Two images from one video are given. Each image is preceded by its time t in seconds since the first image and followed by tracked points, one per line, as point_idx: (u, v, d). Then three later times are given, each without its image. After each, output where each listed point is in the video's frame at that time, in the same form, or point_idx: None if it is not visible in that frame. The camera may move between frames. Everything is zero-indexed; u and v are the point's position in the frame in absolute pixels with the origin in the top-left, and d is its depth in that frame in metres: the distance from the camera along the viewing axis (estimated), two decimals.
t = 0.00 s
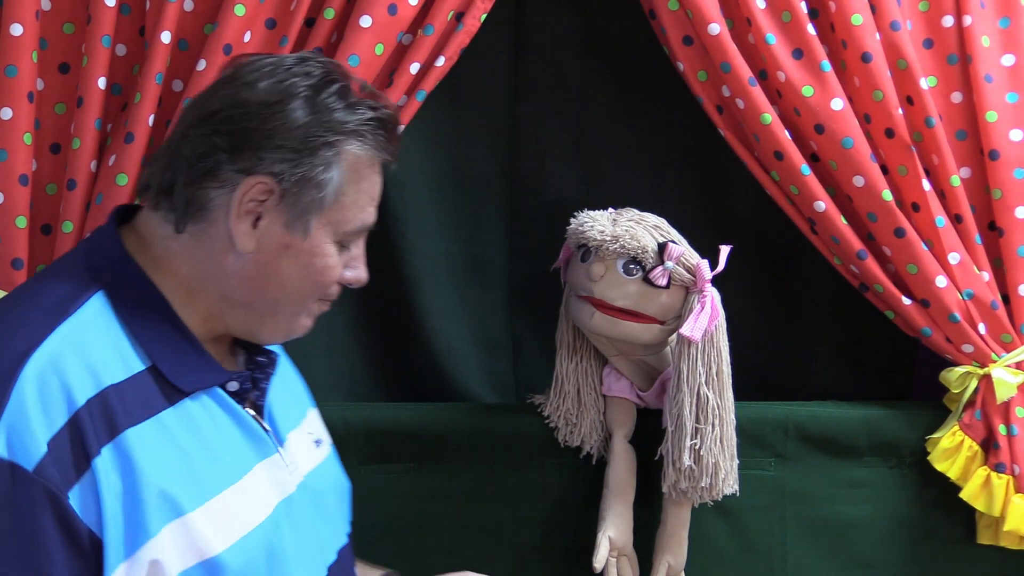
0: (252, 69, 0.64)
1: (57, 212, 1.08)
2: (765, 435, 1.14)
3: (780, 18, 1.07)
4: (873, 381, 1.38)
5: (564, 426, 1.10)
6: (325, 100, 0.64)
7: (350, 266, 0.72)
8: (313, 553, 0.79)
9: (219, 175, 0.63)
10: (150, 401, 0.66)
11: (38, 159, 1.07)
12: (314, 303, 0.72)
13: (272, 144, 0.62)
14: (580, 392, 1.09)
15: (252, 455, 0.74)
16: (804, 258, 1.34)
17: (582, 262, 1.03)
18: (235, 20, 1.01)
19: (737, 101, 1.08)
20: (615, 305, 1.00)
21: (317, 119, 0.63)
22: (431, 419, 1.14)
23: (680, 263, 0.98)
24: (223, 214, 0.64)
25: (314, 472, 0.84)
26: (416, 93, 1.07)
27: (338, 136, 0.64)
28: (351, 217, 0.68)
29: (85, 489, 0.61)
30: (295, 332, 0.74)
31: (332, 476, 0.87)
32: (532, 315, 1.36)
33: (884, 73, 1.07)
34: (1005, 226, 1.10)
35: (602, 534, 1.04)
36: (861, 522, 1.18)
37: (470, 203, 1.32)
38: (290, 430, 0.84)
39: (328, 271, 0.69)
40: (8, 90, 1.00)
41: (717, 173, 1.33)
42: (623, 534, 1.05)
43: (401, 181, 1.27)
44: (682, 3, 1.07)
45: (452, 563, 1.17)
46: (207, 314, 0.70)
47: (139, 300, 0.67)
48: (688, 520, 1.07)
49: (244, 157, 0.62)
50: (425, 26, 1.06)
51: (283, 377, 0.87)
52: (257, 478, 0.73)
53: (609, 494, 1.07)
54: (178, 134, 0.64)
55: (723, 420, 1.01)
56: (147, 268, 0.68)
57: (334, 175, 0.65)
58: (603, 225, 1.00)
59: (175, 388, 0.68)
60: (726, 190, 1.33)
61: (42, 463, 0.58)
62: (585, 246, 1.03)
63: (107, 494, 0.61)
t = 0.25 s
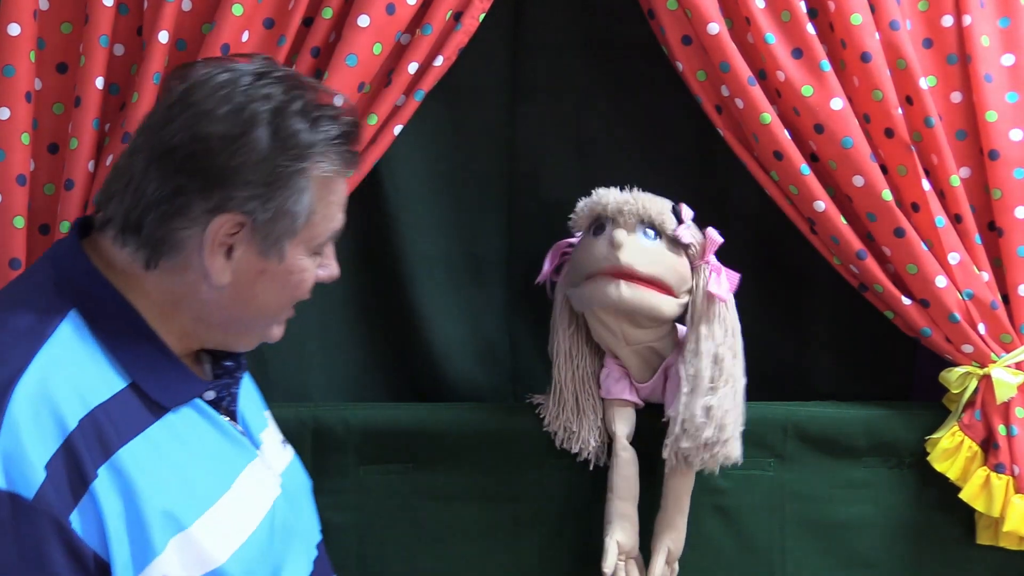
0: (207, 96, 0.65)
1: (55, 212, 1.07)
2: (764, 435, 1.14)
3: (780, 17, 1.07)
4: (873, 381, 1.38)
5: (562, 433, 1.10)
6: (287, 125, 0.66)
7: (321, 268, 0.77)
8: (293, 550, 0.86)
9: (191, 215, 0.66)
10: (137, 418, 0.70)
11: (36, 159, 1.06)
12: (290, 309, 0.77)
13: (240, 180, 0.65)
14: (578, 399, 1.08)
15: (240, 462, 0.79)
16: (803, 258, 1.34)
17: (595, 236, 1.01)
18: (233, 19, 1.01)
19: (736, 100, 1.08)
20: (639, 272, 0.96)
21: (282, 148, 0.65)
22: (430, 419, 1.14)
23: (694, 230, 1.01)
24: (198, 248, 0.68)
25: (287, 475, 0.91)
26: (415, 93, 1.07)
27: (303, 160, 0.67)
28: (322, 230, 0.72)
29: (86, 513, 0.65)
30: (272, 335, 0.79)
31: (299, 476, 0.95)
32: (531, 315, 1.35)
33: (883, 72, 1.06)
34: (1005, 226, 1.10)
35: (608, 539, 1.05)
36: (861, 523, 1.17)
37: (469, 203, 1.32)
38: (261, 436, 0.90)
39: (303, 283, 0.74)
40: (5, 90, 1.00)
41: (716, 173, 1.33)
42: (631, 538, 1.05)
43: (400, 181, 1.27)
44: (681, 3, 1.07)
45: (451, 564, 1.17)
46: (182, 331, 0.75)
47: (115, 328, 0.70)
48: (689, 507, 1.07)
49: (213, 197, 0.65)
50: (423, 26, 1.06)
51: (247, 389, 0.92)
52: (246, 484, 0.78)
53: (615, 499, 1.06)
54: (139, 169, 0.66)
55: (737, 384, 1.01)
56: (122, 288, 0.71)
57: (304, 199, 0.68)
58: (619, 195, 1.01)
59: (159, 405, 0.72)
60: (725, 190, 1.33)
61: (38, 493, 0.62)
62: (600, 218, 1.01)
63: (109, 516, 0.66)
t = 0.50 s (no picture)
0: (145, 83, 0.66)
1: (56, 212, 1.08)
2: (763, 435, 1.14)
3: (779, 18, 1.07)
4: (873, 380, 1.38)
5: (567, 447, 1.09)
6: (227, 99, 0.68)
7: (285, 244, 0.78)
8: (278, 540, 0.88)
9: (145, 200, 0.67)
10: (106, 421, 0.70)
11: (37, 159, 1.07)
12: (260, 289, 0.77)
13: (190, 156, 0.66)
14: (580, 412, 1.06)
15: (214, 461, 0.80)
16: (803, 258, 1.34)
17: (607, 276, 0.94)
18: (234, 20, 1.01)
19: (736, 101, 1.08)
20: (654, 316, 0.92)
21: (226, 120, 0.67)
22: (430, 419, 1.15)
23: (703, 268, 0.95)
24: (159, 235, 0.69)
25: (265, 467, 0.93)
26: (415, 93, 1.07)
27: (249, 131, 0.69)
28: (280, 202, 0.73)
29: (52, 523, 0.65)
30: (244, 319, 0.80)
31: (279, 470, 0.96)
32: (532, 315, 1.36)
33: (883, 73, 1.06)
34: (1005, 226, 1.10)
35: (613, 546, 1.05)
36: (860, 522, 1.18)
37: (469, 202, 1.32)
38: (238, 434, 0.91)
39: (269, 258, 0.75)
40: (7, 91, 1.00)
41: (717, 173, 1.33)
42: (633, 543, 1.06)
43: (401, 181, 1.27)
44: (681, 3, 1.07)
45: (452, 562, 1.17)
46: (149, 326, 0.75)
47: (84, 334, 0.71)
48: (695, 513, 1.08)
49: (166, 181, 0.66)
50: (424, 26, 1.06)
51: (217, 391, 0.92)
52: (222, 483, 0.79)
53: (616, 505, 1.07)
54: (87, 165, 0.67)
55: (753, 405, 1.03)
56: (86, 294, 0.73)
57: (256, 169, 0.70)
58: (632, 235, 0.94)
59: (129, 404, 0.72)
60: (725, 190, 1.33)
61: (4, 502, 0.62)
62: (609, 271, 0.94)
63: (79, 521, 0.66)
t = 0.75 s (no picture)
0: (109, 78, 0.69)
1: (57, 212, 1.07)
2: (764, 435, 1.14)
3: (781, 18, 1.07)
4: (874, 381, 1.38)
5: (567, 434, 1.09)
6: (190, 83, 0.70)
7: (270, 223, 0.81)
8: (274, 541, 0.87)
9: (124, 193, 0.70)
10: (89, 424, 0.73)
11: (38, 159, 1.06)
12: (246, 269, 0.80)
13: (162, 146, 0.69)
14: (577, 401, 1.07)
15: (206, 459, 0.81)
16: (805, 258, 1.34)
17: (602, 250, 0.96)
18: (236, 20, 1.01)
19: (738, 101, 1.08)
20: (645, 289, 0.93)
21: (192, 106, 0.70)
22: (432, 419, 1.14)
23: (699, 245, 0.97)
24: (140, 225, 0.72)
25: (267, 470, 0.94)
26: (417, 93, 1.07)
27: (215, 114, 0.71)
28: (255, 180, 0.76)
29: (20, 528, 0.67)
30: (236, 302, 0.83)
31: (283, 472, 0.97)
32: (532, 315, 1.36)
33: (885, 72, 1.06)
34: (1006, 226, 1.10)
35: (613, 539, 1.05)
36: (862, 522, 1.17)
37: (470, 203, 1.32)
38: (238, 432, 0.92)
39: (253, 237, 0.78)
40: (9, 91, 1.00)
41: (718, 173, 1.33)
42: (634, 538, 1.05)
43: (402, 181, 1.27)
44: (683, 3, 1.07)
45: (453, 563, 1.17)
46: (139, 321, 0.78)
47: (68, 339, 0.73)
48: (692, 509, 1.08)
49: (142, 170, 0.69)
50: (425, 26, 1.06)
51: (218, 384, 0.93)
52: (212, 480, 0.81)
53: (619, 499, 1.06)
54: (63, 164, 0.70)
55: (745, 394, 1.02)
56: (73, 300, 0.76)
57: (228, 151, 0.73)
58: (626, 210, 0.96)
59: (114, 405, 0.74)
60: (725, 191, 1.33)
61: None
62: (605, 235, 0.96)
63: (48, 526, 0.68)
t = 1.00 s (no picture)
0: (115, 82, 0.69)
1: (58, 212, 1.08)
2: (765, 435, 1.15)
3: (781, 18, 1.08)
4: (874, 380, 1.39)
5: (567, 443, 1.09)
6: (195, 85, 0.69)
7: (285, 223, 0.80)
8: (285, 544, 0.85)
9: (132, 197, 0.69)
10: (90, 421, 0.72)
11: (39, 160, 1.07)
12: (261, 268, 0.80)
13: (168, 148, 0.68)
14: (581, 408, 1.06)
15: (217, 459, 0.80)
16: (805, 257, 1.34)
17: (600, 273, 0.97)
18: (237, 20, 1.01)
19: (737, 101, 1.08)
20: (644, 310, 0.95)
21: (199, 108, 0.69)
22: (432, 419, 1.15)
23: (697, 260, 0.98)
24: (149, 229, 0.72)
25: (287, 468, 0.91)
26: (418, 93, 1.07)
27: (223, 116, 0.70)
28: (267, 181, 0.75)
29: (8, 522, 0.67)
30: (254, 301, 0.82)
31: (309, 472, 0.94)
32: (533, 315, 1.36)
33: (885, 73, 1.07)
34: (1006, 226, 1.11)
35: (613, 542, 1.05)
36: (862, 522, 1.18)
37: (471, 203, 1.32)
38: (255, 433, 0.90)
39: (265, 239, 0.77)
40: (10, 91, 1.00)
41: (718, 173, 1.33)
42: (635, 541, 1.06)
43: (402, 182, 1.27)
44: (683, 3, 1.07)
45: (453, 562, 1.17)
46: (152, 321, 0.78)
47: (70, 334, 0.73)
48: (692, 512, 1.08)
49: (149, 174, 0.69)
50: (426, 27, 1.06)
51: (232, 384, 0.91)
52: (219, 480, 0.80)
53: (620, 502, 1.07)
54: (74, 168, 0.70)
55: (744, 406, 1.02)
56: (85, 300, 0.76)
57: (237, 153, 0.72)
58: (621, 233, 0.96)
59: (117, 404, 0.74)
60: (726, 191, 1.33)
61: None
62: (602, 256, 0.97)
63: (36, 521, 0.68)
